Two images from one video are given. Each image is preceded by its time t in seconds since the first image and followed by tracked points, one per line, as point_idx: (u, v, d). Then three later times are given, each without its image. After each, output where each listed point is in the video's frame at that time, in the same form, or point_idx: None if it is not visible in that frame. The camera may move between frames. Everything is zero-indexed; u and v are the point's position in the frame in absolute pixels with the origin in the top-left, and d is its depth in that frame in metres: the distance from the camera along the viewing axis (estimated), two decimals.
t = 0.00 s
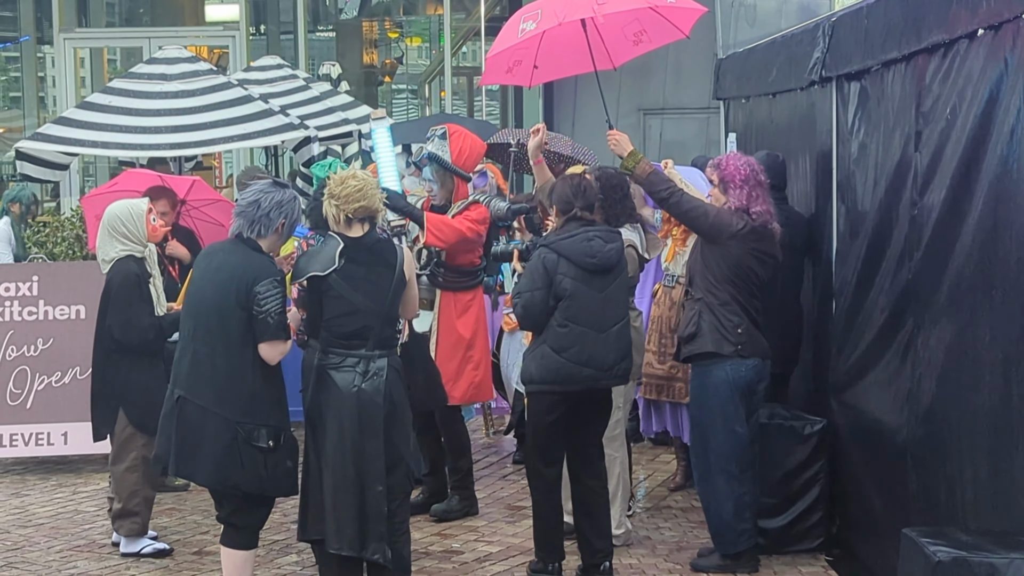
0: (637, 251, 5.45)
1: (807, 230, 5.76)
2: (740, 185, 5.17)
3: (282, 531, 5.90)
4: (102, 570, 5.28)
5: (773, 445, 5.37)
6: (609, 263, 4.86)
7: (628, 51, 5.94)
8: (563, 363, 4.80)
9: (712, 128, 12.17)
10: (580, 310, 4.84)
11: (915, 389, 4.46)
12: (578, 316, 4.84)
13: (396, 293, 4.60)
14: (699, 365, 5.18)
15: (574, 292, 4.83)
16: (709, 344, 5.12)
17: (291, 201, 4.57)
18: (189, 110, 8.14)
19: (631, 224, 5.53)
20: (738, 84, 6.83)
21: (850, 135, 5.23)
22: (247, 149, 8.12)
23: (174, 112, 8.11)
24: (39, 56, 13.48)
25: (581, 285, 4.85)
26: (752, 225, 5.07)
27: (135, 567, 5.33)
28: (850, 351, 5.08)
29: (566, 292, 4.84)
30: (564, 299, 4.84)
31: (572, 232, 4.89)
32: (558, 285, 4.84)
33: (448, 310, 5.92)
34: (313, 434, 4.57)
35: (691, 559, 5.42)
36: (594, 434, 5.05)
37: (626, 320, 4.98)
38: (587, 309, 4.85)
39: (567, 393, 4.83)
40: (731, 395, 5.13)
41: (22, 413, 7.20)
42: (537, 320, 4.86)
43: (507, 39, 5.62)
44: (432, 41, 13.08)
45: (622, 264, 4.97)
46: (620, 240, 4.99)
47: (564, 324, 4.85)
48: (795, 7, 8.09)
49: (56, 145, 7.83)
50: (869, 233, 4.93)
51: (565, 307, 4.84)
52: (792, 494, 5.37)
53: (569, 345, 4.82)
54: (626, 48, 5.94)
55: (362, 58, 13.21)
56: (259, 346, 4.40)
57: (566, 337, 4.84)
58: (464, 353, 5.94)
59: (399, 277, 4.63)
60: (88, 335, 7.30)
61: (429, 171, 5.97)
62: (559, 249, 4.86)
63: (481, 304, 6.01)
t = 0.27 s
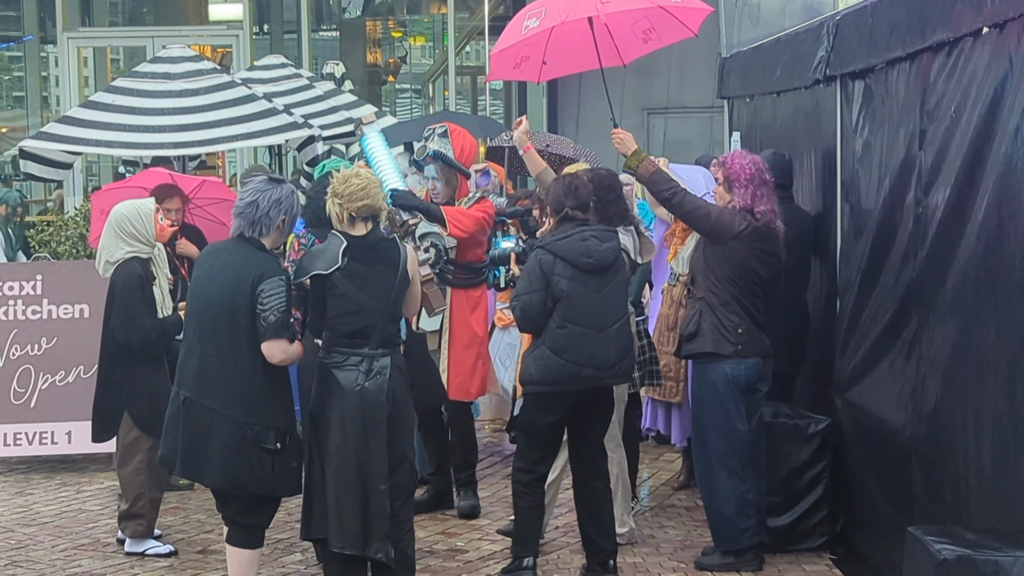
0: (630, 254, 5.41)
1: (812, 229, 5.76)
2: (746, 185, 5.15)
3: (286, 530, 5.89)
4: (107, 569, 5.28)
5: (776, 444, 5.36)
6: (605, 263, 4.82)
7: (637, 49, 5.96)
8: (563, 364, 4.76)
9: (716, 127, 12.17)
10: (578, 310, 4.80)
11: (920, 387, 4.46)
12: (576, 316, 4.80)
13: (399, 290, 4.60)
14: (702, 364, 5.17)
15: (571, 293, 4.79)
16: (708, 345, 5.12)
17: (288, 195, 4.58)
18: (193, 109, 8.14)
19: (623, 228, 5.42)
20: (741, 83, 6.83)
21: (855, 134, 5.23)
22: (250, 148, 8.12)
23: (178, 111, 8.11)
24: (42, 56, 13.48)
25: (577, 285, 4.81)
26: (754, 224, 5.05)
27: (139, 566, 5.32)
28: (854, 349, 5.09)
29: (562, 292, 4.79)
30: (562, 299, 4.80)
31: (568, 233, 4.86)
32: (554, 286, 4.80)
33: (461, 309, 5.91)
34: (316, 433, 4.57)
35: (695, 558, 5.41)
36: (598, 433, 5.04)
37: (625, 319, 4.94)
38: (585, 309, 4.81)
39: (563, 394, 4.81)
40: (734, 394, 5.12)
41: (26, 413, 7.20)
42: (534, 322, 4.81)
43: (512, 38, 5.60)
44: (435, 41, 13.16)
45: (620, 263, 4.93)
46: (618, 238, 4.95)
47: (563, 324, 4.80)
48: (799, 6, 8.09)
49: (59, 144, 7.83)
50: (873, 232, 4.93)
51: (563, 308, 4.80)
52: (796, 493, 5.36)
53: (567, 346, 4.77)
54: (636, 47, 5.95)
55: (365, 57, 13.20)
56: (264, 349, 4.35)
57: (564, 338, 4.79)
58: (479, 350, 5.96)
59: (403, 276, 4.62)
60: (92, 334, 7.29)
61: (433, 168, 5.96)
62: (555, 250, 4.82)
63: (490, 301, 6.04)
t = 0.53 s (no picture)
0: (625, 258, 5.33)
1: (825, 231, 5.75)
2: (760, 185, 5.14)
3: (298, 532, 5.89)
4: (120, 570, 5.28)
5: (790, 446, 5.35)
6: (584, 267, 4.83)
7: (649, 48, 5.98)
8: (539, 367, 4.80)
9: (728, 127, 12.16)
10: (556, 314, 4.82)
11: (934, 390, 4.44)
12: (553, 320, 4.82)
13: (411, 292, 4.59)
14: (715, 365, 5.16)
15: (550, 297, 4.81)
16: (721, 346, 5.12)
17: (298, 195, 4.57)
18: (205, 110, 8.14)
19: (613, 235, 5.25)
20: (754, 84, 6.82)
21: (869, 135, 5.22)
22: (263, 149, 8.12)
23: (190, 112, 8.12)
24: (54, 57, 13.44)
25: (556, 289, 4.83)
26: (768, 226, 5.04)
27: (151, 567, 5.32)
28: (869, 351, 5.07)
29: (540, 297, 4.82)
30: (539, 303, 4.82)
31: (547, 237, 4.87)
32: (533, 290, 4.83)
33: (478, 306, 5.90)
34: (328, 434, 4.56)
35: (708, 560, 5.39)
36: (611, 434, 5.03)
37: (609, 322, 4.93)
38: (563, 313, 4.83)
39: (557, 398, 4.81)
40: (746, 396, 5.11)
41: (38, 414, 7.21)
42: (514, 324, 4.86)
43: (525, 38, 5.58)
44: (446, 41, 13.23)
45: (601, 267, 4.91)
46: (601, 242, 4.94)
47: (540, 329, 4.83)
48: (811, 6, 8.08)
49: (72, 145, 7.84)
50: (887, 234, 4.92)
51: (541, 311, 4.82)
52: (809, 495, 5.35)
53: (545, 350, 4.80)
54: (649, 45, 5.99)
55: (376, 58, 13.21)
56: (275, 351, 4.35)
57: (542, 342, 4.82)
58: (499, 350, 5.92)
59: (414, 277, 4.61)
60: (104, 335, 7.29)
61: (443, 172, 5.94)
62: (535, 254, 4.84)
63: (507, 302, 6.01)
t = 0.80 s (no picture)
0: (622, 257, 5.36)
1: (846, 229, 5.71)
2: (778, 182, 5.12)
3: (318, 533, 5.87)
4: (140, 570, 5.26)
5: (812, 446, 5.33)
6: (582, 267, 4.75)
7: (657, 51, 5.91)
8: (534, 367, 4.74)
9: (745, 127, 12.10)
10: (552, 314, 4.75)
11: (959, 390, 4.42)
12: (549, 321, 4.75)
13: (431, 291, 4.56)
14: (736, 365, 5.14)
15: (546, 296, 4.74)
16: (741, 347, 5.11)
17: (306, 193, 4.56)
18: (223, 110, 8.14)
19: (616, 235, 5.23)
20: (774, 83, 6.79)
21: (892, 133, 5.20)
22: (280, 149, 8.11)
23: (207, 112, 8.11)
24: (70, 57, 13.50)
25: (553, 288, 4.75)
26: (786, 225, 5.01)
27: (171, 567, 5.31)
28: (892, 351, 5.05)
29: (538, 296, 4.75)
30: (536, 303, 4.76)
31: (547, 237, 4.80)
32: (529, 289, 4.77)
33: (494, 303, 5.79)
34: (348, 434, 4.55)
35: (730, 560, 5.36)
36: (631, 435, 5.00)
37: (604, 324, 4.85)
38: (560, 314, 4.75)
39: (571, 397, 4.78)
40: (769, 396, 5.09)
41: (57, 413, 7.20)
42: (512, 325, 4.80)
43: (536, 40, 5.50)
44: (462, 41, 13.15)
45: (601, 267, 4.85)
46: (602, 243, 4.87)
47: (536, 328, 4.77)
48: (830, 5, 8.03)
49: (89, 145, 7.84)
50: (911, 233, 4.89)
51: (537, 311, 4.76)
52: (832, 495, 5.32)
53: (539, 349, 4.74)
54: (656, 49, 5.91)
55: (392, 58, 13.22)
56: (297, 347, 4.37)
57: (538, 342, 4.76)
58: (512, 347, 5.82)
59: (434, 276, 4.58)
60: (123, 336, 7.28)
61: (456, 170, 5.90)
62: (532, 253, 4.78)
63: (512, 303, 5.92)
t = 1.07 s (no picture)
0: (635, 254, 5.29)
1: (865, 228, 5.67)
2: (794, 181, 5.05)
3: (337, 534, 5.84)
4: (159, 570, 5.23)
5: (835, 446, 5.29)
6: (602, 266, 4.71)
7: (663, 58, 5.79)
8: (556, 368, 4.67)
9: (761, 125, 12.05)
10: (574, 314, 4.70)
11: (986, 390, 4.38)
12: (572, 321, 4.70)
13: (452, 290, 4.52)
14: (758, 365, 5.10)
15: (568, 297, 4.69)
16: (762, 348, 5.06)
17: (315, 187, 4.53)
18: (239, 108, 8.11)
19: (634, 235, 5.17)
20: (793, 80, 6.75)
21: (916, 131, 5.15)
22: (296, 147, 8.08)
23: (223, 110, 8.07)
24: (82, 56, 13.51)
25: (575, 289, 4.70)
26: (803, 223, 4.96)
27: (191, 567, 5.28)
28: (916, 350, 5.01)
29: (560, 296, 4.69)
30: (557, 303, 4.70)
31: (564, 236, 4.74)
32: (550, 290, 4.70)
33: (504, 300, 5.77)
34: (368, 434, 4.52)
35: (752, 561, 5.32)
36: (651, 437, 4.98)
37: (625, 322, 4.82)
38: (582, 314, 4.70)
39: (594, 398, 4.74)
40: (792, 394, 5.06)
41: (74, 413, 7.18)
42: (530, 326, 4.72)
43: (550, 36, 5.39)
44: (475, 40, 13.14)
45: (619, 265, 4.82)
46: (618, 240, 4.83)
47: (557, 329, 4.71)
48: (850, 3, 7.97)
49: (105, 144, 7.81)
50: (935, 232, 4.86)
51: (558, 312, 4.70)
52: (855, 496, 5.28)
53: (562, 350, 4.68)
54: (662, 55, 5.80)
55: (404, 56, 13.20)
56: (309, 340, 4.33)
57: (559, 343, 4.70)
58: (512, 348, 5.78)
59: (455, 275, 4.55)
60: (141, 335, 7.25)
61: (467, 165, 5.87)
62: (552, 253, 4.71)
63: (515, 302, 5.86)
